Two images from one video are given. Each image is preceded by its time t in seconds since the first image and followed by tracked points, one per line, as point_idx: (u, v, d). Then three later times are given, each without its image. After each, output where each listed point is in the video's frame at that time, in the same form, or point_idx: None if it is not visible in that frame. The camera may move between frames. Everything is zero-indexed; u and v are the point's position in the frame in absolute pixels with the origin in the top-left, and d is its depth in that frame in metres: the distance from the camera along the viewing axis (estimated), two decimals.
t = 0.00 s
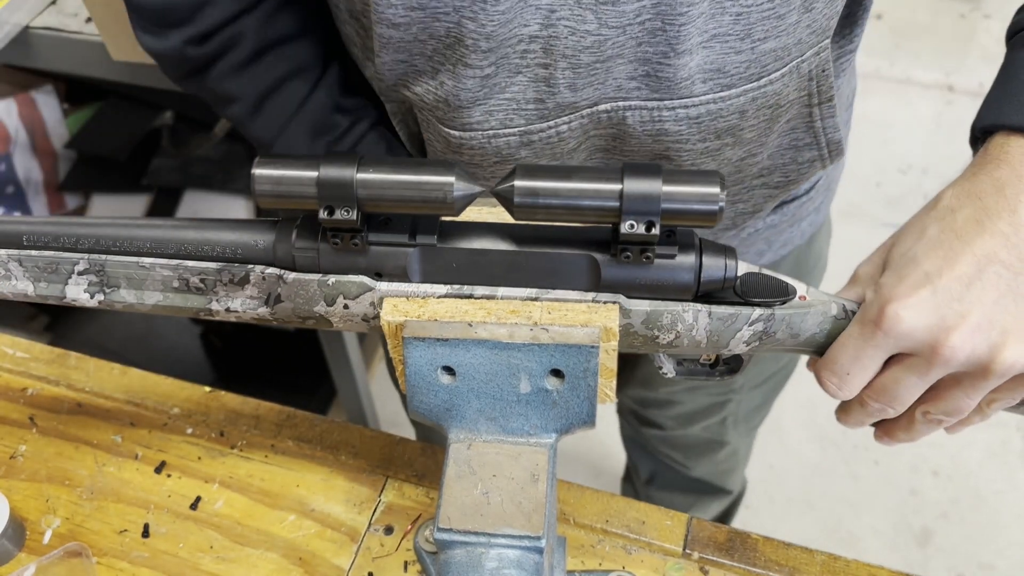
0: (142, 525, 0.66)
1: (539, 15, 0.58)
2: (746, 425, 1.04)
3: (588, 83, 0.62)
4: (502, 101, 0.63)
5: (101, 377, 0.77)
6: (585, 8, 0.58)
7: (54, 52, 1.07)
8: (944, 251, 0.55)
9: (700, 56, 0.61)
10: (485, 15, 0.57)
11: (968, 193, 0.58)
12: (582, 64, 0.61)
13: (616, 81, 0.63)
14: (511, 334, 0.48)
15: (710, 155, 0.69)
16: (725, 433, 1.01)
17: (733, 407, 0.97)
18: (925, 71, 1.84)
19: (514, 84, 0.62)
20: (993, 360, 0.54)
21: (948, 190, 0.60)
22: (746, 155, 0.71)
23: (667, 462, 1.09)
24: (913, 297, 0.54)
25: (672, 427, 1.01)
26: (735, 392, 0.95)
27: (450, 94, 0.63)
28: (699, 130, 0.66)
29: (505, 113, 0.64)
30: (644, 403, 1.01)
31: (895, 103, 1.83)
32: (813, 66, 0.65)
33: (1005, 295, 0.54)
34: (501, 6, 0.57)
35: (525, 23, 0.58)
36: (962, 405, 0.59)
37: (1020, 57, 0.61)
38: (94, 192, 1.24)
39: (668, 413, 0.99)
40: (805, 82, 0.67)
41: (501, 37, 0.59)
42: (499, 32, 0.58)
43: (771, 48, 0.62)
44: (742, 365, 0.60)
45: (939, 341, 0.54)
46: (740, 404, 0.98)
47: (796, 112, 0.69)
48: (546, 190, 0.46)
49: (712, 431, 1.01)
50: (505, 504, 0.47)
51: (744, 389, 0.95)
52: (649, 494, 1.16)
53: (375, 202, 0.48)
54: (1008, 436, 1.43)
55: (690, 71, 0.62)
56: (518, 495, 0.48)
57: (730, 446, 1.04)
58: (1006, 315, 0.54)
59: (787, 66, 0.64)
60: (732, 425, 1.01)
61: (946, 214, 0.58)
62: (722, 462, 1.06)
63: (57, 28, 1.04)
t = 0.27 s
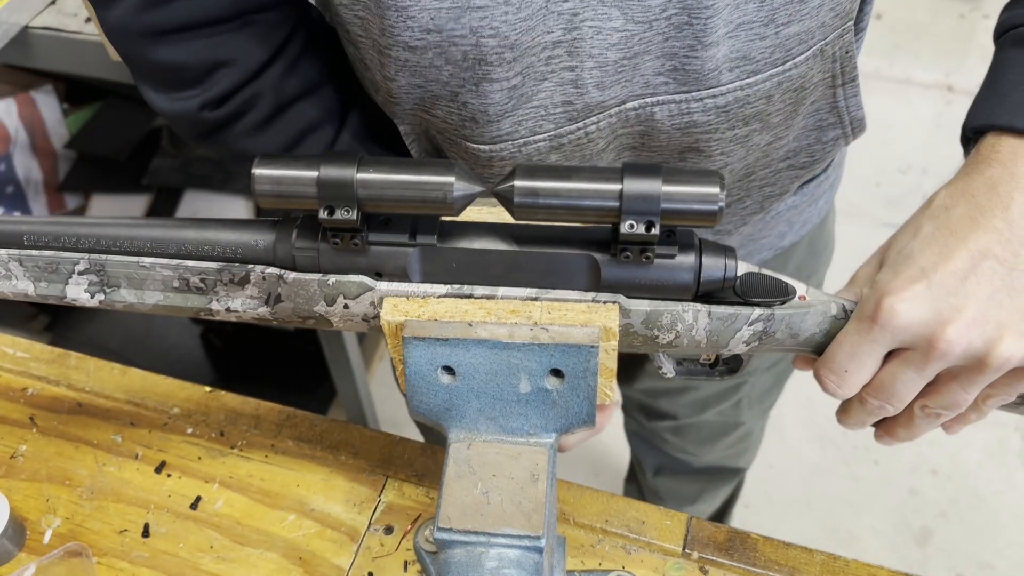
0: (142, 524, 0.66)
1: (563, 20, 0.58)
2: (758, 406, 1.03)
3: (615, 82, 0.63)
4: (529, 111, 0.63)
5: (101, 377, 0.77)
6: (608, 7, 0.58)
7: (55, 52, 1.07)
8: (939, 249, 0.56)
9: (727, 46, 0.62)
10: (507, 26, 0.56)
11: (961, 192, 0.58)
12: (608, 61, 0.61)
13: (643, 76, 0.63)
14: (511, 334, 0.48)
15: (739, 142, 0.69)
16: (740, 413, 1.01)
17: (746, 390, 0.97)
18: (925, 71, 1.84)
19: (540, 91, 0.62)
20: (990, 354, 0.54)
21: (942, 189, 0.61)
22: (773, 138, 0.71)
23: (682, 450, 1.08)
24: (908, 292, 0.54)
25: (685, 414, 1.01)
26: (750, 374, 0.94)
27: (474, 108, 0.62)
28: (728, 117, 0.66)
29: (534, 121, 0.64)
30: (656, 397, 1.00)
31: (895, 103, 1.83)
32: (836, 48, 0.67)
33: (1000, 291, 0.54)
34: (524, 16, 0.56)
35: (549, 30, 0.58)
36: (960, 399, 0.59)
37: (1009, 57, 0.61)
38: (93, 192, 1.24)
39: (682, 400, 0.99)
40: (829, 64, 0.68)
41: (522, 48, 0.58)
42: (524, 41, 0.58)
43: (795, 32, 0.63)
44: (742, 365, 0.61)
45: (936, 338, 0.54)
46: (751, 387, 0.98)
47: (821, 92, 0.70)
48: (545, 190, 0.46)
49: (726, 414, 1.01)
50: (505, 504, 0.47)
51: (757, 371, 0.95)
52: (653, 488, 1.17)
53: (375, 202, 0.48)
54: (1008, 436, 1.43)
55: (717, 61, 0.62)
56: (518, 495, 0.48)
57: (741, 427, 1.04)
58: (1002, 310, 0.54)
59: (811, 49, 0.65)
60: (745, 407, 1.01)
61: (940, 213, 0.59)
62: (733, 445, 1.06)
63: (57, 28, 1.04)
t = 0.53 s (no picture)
0: (142, 524, 0.66)
1: (526, 21, 0.58)
2: (728, 430, 1.04)
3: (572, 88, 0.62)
4: (488, 104, 0.63)
5: (101, 377, 0.77)
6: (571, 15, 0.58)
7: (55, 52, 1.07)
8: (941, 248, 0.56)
9: (682, 61, 0.62)
10: (476, 19, 0.56)
11: (963, 190, 0.59)
12: (566, 72, 0.60)
13: (598, 82, 0.63)
14: (511, 334, 0.49)
15: (691, 158, 0.69)
16: (710, 435, 1.02)
17: (716, 408, 0.98)
18: (925, 71, 1.84)
19: (501, 84, 0.62)
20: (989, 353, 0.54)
21: (941, 190, 0.61)
22: (727, 160, 0.71)
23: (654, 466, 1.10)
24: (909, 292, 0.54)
25: (657, 430, 1.02)
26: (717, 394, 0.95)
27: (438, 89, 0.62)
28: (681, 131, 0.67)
29: (495, 115, 0.64)
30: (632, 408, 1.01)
31: (895, 103, 1.83)
32: (796, 73, 0.67)
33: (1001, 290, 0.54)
34: (490, 13, 0.56)
35: (513, 28, 0.58)
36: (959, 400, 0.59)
37: (1016, 56, 0.61)
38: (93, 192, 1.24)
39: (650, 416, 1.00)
40: (787, 89, 0.68)
41: (488, 41, 0.58)
42: (488, 36, 0.58)
43: (752, 56, 0.63)
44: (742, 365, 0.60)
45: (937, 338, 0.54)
46: (722, 407, 0.99)
47: (777, 117, 0.70)
48: (545, 190, 0.46)
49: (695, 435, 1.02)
50: (505, 504, 0.47)
51: (727, 391, 0.96)
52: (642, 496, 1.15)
53: (375, 202, 0.48)
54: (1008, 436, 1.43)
55: (675, 73, 0.62)
56: (518, 495, 0.48)
57: (711, 450, 1.05)
58: (1001, 311, 0.54)
59: (769, 73, 0.65)
60: (716, 428, 1.02)
61: (940, 212, 0.59)
62: (704, 465, 1.07)
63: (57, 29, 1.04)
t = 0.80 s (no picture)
0: (142, 524, 0.66)
1: (487, 26, 0.60)
2: (724, 428, 1.04)
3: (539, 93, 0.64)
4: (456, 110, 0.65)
5: (101, 377, 0.78)
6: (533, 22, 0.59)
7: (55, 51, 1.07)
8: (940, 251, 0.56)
9: (658, 77, 0.62)
10: (427, 12, 0.59)
11: (953, 180, 0.59)
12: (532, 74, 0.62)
13: (570, 97, 0.63)
14: (511, 334, 0.49)
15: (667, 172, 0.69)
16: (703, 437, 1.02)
17: (708, 412, 0.98)
18: (925, 71, 1.84)
19: (467, 88, 0.64)
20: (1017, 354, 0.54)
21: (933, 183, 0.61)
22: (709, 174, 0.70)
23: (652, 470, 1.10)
24: (921, 312, 0.54)
25: (650, 438, 1.03)
26: (709, 398, 0.95)
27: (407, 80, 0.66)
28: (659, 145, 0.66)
29: (463, 118, 0.66)
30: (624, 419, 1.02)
31: (895, 103, 1.83)
32: (773, 84, 0.65)
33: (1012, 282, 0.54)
34: (444, 4, 0.59)
35: (473, 32, 0.60)
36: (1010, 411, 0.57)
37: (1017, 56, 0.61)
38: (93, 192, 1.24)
39: (643, 425, 1.00)
40: (767, 102, 0.67)
41: (443, 38, 0.60)
42: (443, 37, 0.60)
43: (726, 65, 0.63)
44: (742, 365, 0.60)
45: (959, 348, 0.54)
46: (714, 410, 0.98)
47: (761, 131, 0.68)
48: (546, 190, 0.46)
49: (689, 438, 1.02)
50: (505, 504, 0.47)
51: (716, 395, 0.95)
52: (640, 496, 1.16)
53: (375, 202, 0.48)
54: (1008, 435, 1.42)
55: (652, 88, 0.62)
56: (518, 495, 0.48)
57: (706, 451, 1.04)
58: (1015, 305, 0.54)
59: (743, 83, 0.65)
60: (709, 429, 1.01)
61: (933, 204, 0.59)
62: (702, 468, 1.07)
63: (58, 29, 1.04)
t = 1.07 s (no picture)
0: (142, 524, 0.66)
1: (425, 28, 0.59)
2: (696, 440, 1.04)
3: (480, 100, 0.63)
4: (394, 116, 0.64)
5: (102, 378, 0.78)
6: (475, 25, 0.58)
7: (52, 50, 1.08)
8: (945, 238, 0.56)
9: (603, 88, 0.61)
10: (361, 18, 0.58)
11: (950, 161, 0.59)
12: (474, 78, 0.61)
13: (514, 104, 0.63)
14: (512, 334, 0.48)
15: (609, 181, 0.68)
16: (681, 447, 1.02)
17: (677, 425, 0.98)
18: (926, 71, 1.84)
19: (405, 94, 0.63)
20: None
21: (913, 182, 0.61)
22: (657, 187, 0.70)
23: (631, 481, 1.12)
24: (935, 301, 0.54)
25: (625, 455, 1.04)
26: (676, 411, 0.96)
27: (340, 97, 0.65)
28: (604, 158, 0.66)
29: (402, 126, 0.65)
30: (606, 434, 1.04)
31: (895, 103, 1.83)
32: (720, 100, 0.66)
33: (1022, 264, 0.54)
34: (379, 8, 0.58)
35: (411, 35, 0.59)
36: None
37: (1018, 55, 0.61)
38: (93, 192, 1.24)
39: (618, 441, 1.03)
40: (714, 117, 0.67)
41: (377, 41, 0.59)
42: (380, 38, 0.59)
43: (673, 79, 0.63)
44: (743, 365, 0.60)
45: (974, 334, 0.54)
46: (684, 422, 0.99)
47: (708, 148, 0.68)
48: (546, 190, 0.46)
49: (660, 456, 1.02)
50: (505, 504, 0.47)
51: (686, 408, 0.96)
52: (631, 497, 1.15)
53: (375, 202, 0.48)
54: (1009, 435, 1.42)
55: (598, 99, 0.62)
56: (518, 495, 0.48)
57: (680, 465, 1.04)
58: None
59: (688, 97, 0.65)
60: (679, 442, 1.02)
61: (932, 188, 0.59)
62: (679, 481, 1.06)
63: (56, 28, 1.04)
